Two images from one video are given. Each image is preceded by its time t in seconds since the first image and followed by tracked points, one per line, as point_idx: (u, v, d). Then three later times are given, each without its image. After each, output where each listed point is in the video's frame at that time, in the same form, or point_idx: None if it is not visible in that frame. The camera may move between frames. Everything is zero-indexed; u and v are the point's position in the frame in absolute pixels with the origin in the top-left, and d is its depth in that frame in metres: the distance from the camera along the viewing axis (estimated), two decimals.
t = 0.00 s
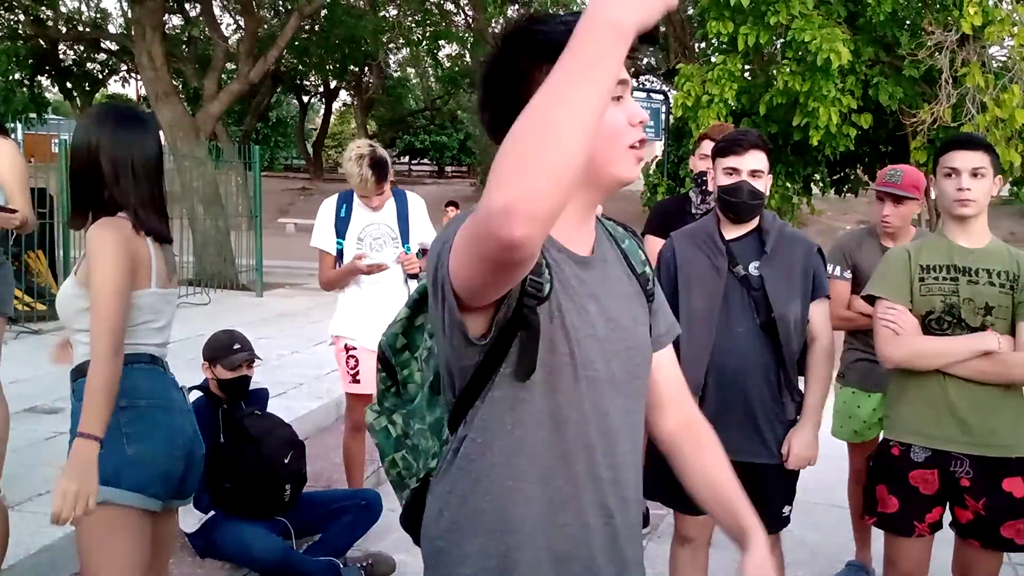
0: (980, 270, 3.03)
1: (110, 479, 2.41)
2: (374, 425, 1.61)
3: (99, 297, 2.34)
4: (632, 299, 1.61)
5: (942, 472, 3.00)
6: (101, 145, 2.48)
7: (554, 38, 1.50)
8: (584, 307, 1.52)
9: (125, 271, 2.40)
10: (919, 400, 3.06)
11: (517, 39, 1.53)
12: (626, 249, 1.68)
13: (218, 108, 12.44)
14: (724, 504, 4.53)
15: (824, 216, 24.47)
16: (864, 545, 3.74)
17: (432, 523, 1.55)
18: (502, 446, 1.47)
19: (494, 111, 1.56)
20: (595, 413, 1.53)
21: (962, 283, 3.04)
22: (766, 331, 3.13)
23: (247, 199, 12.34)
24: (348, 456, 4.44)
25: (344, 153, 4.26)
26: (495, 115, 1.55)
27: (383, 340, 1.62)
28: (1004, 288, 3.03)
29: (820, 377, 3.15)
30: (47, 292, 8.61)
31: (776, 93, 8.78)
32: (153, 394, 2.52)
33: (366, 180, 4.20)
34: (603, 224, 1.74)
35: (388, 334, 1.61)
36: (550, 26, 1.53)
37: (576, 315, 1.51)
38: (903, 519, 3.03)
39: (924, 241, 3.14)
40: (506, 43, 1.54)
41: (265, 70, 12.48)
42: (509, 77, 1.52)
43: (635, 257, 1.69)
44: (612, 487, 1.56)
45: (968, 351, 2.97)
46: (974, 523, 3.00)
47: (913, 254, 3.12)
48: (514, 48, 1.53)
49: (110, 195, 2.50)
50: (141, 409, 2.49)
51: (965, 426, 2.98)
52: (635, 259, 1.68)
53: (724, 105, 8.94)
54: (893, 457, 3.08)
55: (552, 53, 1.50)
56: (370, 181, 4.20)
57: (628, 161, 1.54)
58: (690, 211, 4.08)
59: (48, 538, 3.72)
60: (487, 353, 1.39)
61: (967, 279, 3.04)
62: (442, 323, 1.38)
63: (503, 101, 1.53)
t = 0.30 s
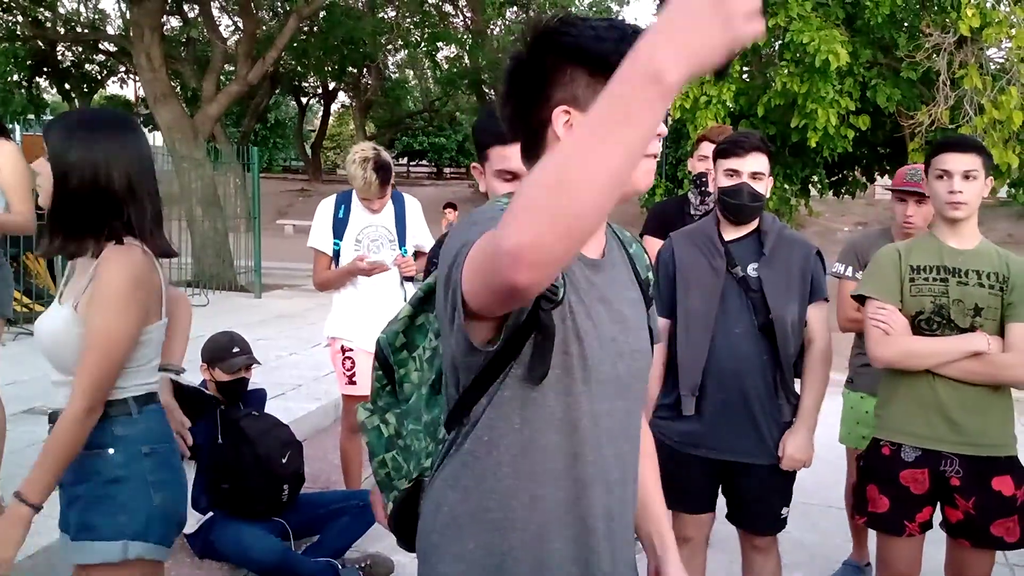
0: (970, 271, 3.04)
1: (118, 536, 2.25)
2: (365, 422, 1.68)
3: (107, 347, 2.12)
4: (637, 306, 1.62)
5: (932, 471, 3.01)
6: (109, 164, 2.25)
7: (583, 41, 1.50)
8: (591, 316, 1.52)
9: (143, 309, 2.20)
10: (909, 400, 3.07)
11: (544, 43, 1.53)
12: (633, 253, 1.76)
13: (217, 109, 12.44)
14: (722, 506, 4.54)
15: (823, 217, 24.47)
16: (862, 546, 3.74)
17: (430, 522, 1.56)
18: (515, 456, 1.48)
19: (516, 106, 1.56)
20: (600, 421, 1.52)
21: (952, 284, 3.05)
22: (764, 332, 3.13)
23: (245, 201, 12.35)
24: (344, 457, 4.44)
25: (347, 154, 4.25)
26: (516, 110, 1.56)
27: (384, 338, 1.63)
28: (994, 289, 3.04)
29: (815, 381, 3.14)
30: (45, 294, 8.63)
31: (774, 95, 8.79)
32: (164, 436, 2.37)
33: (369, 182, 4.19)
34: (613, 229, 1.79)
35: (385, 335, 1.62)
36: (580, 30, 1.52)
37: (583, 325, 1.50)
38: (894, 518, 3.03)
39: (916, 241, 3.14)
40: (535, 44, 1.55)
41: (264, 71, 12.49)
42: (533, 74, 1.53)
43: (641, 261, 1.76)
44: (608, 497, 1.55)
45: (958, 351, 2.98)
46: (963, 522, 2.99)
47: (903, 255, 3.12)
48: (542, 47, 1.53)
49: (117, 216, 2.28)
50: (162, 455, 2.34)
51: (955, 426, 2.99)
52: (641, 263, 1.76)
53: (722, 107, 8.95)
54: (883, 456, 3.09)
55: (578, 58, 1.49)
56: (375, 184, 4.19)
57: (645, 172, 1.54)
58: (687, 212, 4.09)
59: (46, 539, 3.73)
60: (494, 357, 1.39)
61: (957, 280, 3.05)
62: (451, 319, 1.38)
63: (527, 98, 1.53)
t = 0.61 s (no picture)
0: (961, 272, 3.04)
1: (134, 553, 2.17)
2: (353, 435, 1.71)
3: (127, 359, 2.03)
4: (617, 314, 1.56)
5: (924, 470, 3.00)
6: (117, 158, 2.13)
7: (565, 45, 1.47)
8: (559, 328, 1.45)
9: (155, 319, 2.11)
10: (901, 401, 3.06)
11: (529, 41, 1.51)
12: (619, 259, 1.64)
13: (214, 110, 12.44)
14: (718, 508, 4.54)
15: (820, 219, 24.49)
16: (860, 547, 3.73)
17: (410, 523, 1.53)
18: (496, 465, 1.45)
19: (498, 103, 1.55)
20: (577, 444, 1.47)
21: (944, 286, 3.05)
22: (761, 335, 3.12)
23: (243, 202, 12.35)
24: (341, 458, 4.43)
25: (345, 156, 4.25)
26: (498, 108, 1.55)
27: (366, 349, 1.61)
28: (985, 291, 3.04)
29: (813, 379, 3.17)
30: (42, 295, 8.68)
31: (772, 96, 8.78)
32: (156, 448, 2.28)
33: (366, 183, 4.20)
34: (597, 232, 1.68)
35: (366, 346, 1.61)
36: (565, 33, 1.49)
37: (555, 333, 1.45)
38: (886, 518, 3.02)
39: (907, 243, 3.13)
40: (520, 42, 1.52)
41: (261, 72, 12.49)
42: (516, 73, 1.51)
43: (628, 267, 1.64)
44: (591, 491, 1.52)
45: (951, 353, 2.97)
46: (955, 521, 2.99)
47: (893, 257, 3.12)
48: (527, 45, 1.51)
49: (121, 213, 2.17)
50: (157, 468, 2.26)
51: (946, 427, 2.99)
52: (629, 270, 1.64)
53: (719, 108, 8.94)
54: (875, 456, 3.08)
55: (558, 63, 1.46)
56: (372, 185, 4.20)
57: (620, 185, 1.47)
58: (684, 214, 4.10)
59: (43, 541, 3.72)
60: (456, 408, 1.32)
61: (948, 281, 3.05)
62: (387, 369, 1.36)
63: (508, 98, 1.52)
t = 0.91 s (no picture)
0: (957, 272, 3.04)
1: None
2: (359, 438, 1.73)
3: (76, 383, 1.92)
4: (576, 339, 1.51)
5: (920, 468, 3.01)
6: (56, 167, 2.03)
7: (518, 48, 1.44)
8: (508, 360, 1.41)
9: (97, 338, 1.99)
10: (898, 399, 3.06)
11: (474, 46, 1.47)
12: (583, 273, 1.60)
13: (212, 110, 12.44)
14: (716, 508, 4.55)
15: (818, 220, 24.53)
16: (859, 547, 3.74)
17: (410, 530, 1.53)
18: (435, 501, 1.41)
19: (444, 112, 1.51)
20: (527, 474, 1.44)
21: (939, 286, 3.05)
22: (760, 335, 3.13)
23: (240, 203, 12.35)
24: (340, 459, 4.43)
25: (344, 157, 4.26)
26: (445, 120, 1.52)
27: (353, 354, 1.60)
28: (981, 290, 3.05)
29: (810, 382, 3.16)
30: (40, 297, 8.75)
31: (771, 97, 8.79)
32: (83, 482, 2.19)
33: (365, 183, 4.18)
34: (562, 243, 1.63)
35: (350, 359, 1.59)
36: (517, 33, 1.46)
37: (497, 368, 1.40)
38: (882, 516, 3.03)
39: (901, 243, 3.13)
40: (465, 47, 1.48)
41: (259, 72, 12.48)
42: (462, 81, 1.48)
43: (592, 280, 1.60)
44: (542, 523, 1.48)
45: (948, 352, 2.98)
46: (952, 520, 3.00)
47: (889, 258, 3.12)
48: (470, 51, 1.47)
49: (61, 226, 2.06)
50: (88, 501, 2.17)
51: (941, 428, 2.99)
52: (592, 285, 1.60)
53: (718, 109, 8.94)
54: (872, 454, 3.09)
55: (514, 68, 1.44)
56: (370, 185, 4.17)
57: (586, 199, 1.46)
58: (682, 215, 4.10)
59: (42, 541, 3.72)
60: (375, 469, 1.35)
61: (944, 281, 3.05)
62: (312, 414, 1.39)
63: (460, 108, 1.48)
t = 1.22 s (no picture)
0: (956, 272, 3.04)
1: None
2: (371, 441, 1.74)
3: None
4: (581, 357, 1.51)
5: (924, 467, 3.01)
6: None
7: (528, 55, 1.44)
8: (510, 376, 1.41)
9: None
10: (901, 398, 3.06)
11: (482, 53, 1.47)
12: (594, 293, 1.58)
13: (211, 110, 12.43)
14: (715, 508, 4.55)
15: (816, 219, 24.54)
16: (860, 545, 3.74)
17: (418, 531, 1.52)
18: (425, 518, 1.42)
19: (453, 122, 1.52)
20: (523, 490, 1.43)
21: (940, 286, 3.05)
22: (761, 336, 3.13)
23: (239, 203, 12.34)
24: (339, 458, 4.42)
25: (344, 157, 4.25)
26: (454, 131, 1.52)
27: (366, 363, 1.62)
28: (981, 289, 3.05)
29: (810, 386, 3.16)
30: (38, 296, 8.76)
31: (769, 97, 8.79)
32: None
33: (364, 182, 4.17)
34: (577, 260, 1.62)
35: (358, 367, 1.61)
36: (527, 41, 1.46)
37: (502, 383, 1.40)
38: (886, 515, 3.04)
39: (901, 244, 3.13)
40: (473, 54, 1.48)
41: (258, 72, 12.46)
42: (472, 90, 1.48)
43: (602, 301, 1.58)
44: (536, 535, 1.47)
45: (949, 350, 2.98)
46: (955, 518, 3.00)
47: (889, 257, 3.12)
48: (478, 58, 1.47)
49: None
50: None
51: (944, 425, 3.00)
52: (602, 305, 1.57)
53: (716, 109, 8.94)
54: (874, 454, 3.09)
55: (524, 77, 1.44)
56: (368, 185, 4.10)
57: (599, 212, 1.45)
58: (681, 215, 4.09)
59: (39, 542, 3.72)
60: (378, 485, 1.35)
61: (944, 281, 3.05)
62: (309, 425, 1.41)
63: (469, 116, 1.49)
